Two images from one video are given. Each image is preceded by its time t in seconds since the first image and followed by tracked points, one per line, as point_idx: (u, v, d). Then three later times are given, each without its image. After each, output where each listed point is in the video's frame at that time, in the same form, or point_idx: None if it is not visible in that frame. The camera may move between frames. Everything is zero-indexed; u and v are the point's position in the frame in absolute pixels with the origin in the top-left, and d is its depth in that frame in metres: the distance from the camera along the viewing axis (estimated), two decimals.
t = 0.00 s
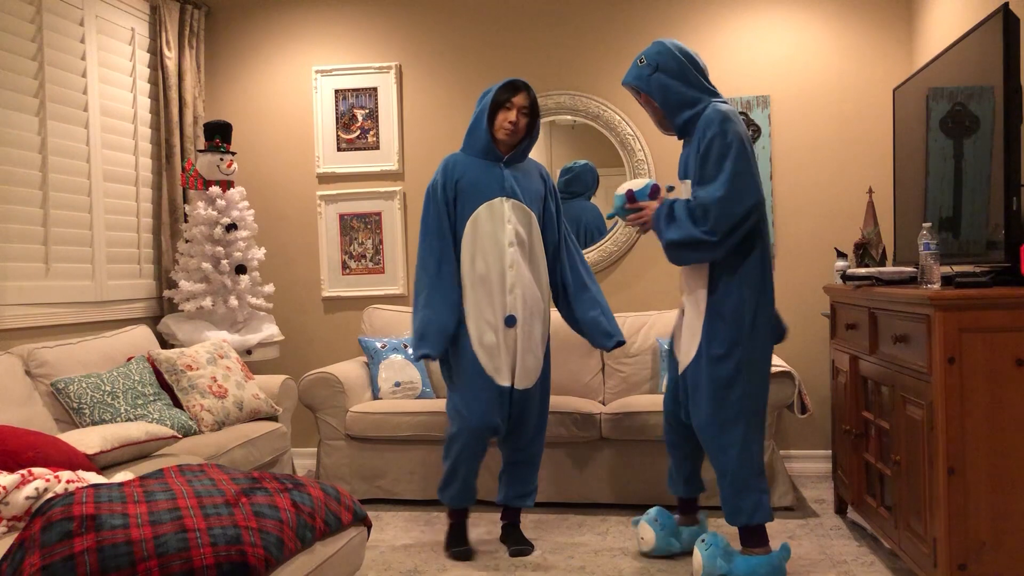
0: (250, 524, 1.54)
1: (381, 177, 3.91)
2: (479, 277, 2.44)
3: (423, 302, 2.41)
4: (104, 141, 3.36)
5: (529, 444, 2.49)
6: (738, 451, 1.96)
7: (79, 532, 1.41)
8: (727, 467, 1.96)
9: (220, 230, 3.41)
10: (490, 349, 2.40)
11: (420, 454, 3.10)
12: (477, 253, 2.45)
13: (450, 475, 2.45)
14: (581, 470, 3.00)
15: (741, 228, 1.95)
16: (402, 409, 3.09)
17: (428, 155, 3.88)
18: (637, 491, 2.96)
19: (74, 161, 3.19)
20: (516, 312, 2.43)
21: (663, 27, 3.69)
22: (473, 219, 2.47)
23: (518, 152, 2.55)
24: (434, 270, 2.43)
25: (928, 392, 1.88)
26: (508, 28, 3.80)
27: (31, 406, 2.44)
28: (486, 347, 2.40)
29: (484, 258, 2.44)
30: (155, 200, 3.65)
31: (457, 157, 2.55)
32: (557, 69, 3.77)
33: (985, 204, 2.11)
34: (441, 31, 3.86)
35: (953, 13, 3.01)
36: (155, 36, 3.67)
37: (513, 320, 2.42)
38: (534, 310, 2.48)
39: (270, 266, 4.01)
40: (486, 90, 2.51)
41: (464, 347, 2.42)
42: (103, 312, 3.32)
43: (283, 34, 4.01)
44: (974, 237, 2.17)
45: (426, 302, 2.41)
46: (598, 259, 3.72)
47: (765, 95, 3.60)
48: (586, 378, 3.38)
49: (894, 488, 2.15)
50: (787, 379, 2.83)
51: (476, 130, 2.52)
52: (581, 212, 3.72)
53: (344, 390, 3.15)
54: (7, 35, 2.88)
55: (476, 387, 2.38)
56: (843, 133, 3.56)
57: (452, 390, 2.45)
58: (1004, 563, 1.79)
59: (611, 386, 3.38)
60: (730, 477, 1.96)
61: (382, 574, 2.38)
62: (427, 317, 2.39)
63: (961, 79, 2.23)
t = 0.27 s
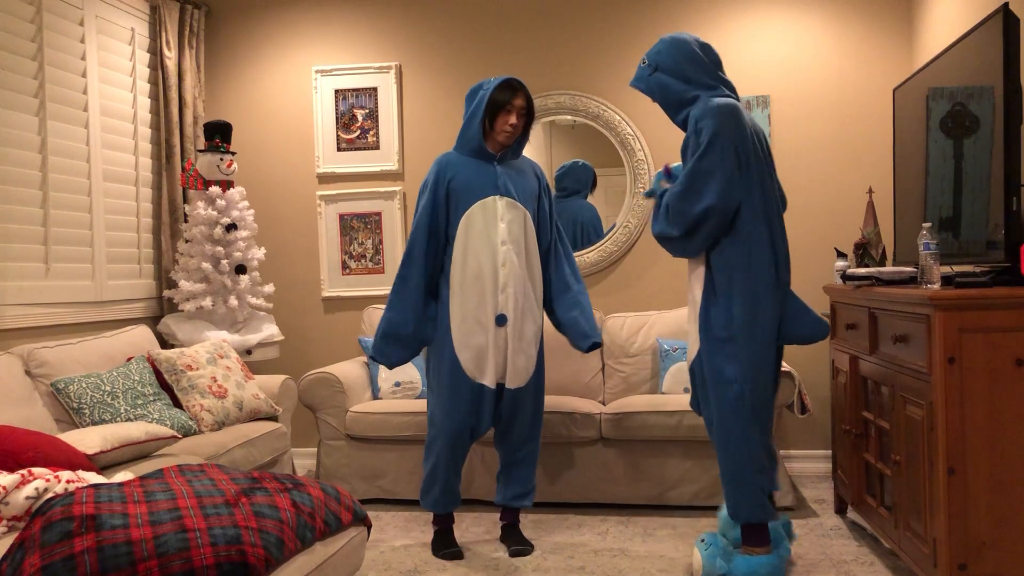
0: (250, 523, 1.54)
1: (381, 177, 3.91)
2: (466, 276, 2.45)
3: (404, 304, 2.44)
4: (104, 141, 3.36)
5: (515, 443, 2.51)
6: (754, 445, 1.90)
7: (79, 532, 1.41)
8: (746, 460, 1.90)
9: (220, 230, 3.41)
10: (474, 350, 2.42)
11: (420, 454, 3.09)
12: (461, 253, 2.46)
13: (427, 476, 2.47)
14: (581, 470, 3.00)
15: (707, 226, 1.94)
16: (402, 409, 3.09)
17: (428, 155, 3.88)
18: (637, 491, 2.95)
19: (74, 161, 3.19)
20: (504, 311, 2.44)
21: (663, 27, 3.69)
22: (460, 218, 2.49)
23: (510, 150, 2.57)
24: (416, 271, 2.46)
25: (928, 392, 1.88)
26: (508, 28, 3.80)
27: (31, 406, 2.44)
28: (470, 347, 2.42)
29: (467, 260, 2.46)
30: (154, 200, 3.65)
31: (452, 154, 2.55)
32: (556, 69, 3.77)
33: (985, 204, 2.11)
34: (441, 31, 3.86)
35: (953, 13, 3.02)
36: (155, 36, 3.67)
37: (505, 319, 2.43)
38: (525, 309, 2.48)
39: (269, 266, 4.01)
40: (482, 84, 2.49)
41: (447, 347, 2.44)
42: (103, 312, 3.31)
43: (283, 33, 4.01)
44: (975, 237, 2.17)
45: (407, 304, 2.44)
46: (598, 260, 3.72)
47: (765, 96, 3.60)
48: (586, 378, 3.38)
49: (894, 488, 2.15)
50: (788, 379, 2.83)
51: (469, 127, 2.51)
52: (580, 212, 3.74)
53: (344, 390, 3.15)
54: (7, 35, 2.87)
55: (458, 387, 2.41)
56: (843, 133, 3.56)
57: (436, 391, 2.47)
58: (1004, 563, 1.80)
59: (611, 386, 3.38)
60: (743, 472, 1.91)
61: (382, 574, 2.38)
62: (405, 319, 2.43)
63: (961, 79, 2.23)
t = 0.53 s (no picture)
0: (250, 523, 1.54)
1: (381, 177, 3.91)
2: (467, 276, 2.45)
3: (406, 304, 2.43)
4: (104, 141, 3.36)
5: (513, 442, 2.50)
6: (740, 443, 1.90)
7: (79, 532, 1.41)
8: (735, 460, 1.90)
9: (220, 230, 3.41)
10: (473, 350, 2.42)
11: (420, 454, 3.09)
12: (462, 254, 2.45)
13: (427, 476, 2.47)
14: (581, 470, 3.00)
15: (723, 213, 1.90)
16: (402, 409, 3.09)
17: (428, 155, 3.88)
18: (637, 491, 2.95)
19: (74, 161, 3.19)
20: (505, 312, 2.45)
21: (662, 27, 3.69)
22: (462, 218, 2.47)
23: (511, 150, 2.57)
24: (418, 270, 2.44)
25: (928, 392, 1.88)
26: (508, 29, 3.80)
27: (31, 406, 2.44)
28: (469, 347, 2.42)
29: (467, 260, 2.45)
30: (155, 201, 3.65)
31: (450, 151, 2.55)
32: (556, 69, 3.77)
33: (985, 204, 2.11)
34: (441, 31, 3.86)
35: (953, 13, 3.01)
36: (155, 36, 3.67)
37: (504, 319, 2.45)
38: (524, 308, 2.50)
39: (270, 266, 4.01)
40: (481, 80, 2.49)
41: (446, 347, 2.43)
42: (103, 312, 3.31)
43: (283, 33, 4.01)
44: (974, 237, 2.17)
45: (410, 303, 2.43)
46: (598, 260, 3.72)
47: (765, 95, 3.60)
48: (586, 378, 3.38)
49: (894, 488, 2.15)
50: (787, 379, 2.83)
51: (469, 126, 2.51)
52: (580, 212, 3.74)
53: (344, 390, 3.15)
54: (7, 35, 2.88)
55: (457, 386, 2.42)
56: (843, 133, 3.56)
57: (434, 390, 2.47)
58: (1004, 563, 1.80)
59: (611, 386, 3.38)
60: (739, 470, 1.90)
61: (382, 574, 2.38)
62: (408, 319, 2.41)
63: (962, 79, 2.23)
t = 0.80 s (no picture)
0: (250, 523, 1.54)
1: (381, 177, 3.91)
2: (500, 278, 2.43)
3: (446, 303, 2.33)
4: (105, 141, 3.36)
5: (524, 444, 2.55)
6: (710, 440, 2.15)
7: (79, 532, 1.41)
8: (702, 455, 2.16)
9: (220, 230, 3.41)
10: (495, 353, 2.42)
11: (420, 454, 3.09)
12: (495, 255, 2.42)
13: (436, 480, 2.44)
14: (582, 470, 3.00)
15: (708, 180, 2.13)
16: (402, 409, 3.09)
17: (428, 155, 3.88)
18: (637, 491, 2.95)
19: (74, 161, 3.19)
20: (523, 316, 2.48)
21: (662, 27, 3.69)
22: (494, 221, 2.44)
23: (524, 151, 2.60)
24: (456, 267, 2.34)
25: (928, 392, 1.88)
26: (508, 29, 3.80)
27: (31, 406, 2.44)
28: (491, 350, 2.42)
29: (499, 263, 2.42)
30: (155, 201, 3.65)
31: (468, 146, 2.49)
32: (556, 70, 3.77)
33: (985, 204, 2.11)
34: (440, 31, 3.86)
35: (953, 13, 3.02)
36: (155, 36, 3.67)
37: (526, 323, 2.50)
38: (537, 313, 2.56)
39: (270, 266, 4.01)
40: (495, 79, 2.50)
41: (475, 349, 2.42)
42: (103, 312, 3.31)
43: (283, 33, 4.01)
44: (974, 237, 2.17)
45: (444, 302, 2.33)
46: (598, 260, 3.72)
47: (765, 95, 3.60)
48: (586, 378, 3.38)
49: (894, 488, 2.15)
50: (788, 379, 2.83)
51: (493, 130, 2.48)
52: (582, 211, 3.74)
53: (344, 390, 3.15)
54: (7, 35, 2.88)
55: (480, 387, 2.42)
56: (843, 133, 3.56)
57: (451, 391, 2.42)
58: (1003, 563, 1.79)
59: (611, 386, 3.38)
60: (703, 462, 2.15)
61: (382, 574, 2.38)
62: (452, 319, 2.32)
63: (962, 79, 2.23)
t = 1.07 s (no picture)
0: (250, 523, 1.54)
1: (381, 177, 3.91)
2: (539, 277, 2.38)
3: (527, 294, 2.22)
4: (105, 141, 3.36)
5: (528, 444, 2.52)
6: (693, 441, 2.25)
7: (79, 532, 1.41)
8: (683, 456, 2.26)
9: (220, 230, 3.41)
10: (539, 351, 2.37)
11: (420, 454, 3.09)
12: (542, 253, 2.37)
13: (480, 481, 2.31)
14: (581, 470, 3.00)
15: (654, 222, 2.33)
16: (402, 409, 3.09)
17: (428, 155, 3.88)
18: (637, 491, 2.95)
19: (74, 161, 3.19)
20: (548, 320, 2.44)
21: (662, 27, 3.69)
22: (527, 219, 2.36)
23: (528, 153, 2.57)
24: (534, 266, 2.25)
25: (928, 392, 1.88)
26: (508, 28, 3.80)
27: (31, 406, 2.44)
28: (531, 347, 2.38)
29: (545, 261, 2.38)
30: (155, 201, 3.65)
31: (496, 142, 2.39)
32: (556, 70, 3.77)
33: (985, 204, 2.11)
34: (440, 31, 3.86)
35: (953, 13, 3.02)
36: (155, 37, 3.67)
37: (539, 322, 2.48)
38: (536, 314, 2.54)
39: (270, 266, 4.01)
40: (510, 78, 2.45)
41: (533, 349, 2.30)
42: (103, 312, 3.31)
43: (283, 33, 4.01)
44: (975, 237, 2.17)
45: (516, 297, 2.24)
46: (598, 260, 3.72)
47: (765, 95, 3.60)
48: (586, 378, 3.38)
49: (894, 488, 2.15)
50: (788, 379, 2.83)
51: (514, 132, 2.42)
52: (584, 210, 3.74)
53: (344, 390, 3.15)
54: (7, 35, 2.87)
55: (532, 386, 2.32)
56: (843, 133, 3.56)
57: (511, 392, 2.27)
58: (1004, 563, 1.79)
59: (611, 386, 3.38)
60: (690, 466, 2.25)
61: (382, 574, 2.38)
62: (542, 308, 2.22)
63: (962, 79, 2.23)
